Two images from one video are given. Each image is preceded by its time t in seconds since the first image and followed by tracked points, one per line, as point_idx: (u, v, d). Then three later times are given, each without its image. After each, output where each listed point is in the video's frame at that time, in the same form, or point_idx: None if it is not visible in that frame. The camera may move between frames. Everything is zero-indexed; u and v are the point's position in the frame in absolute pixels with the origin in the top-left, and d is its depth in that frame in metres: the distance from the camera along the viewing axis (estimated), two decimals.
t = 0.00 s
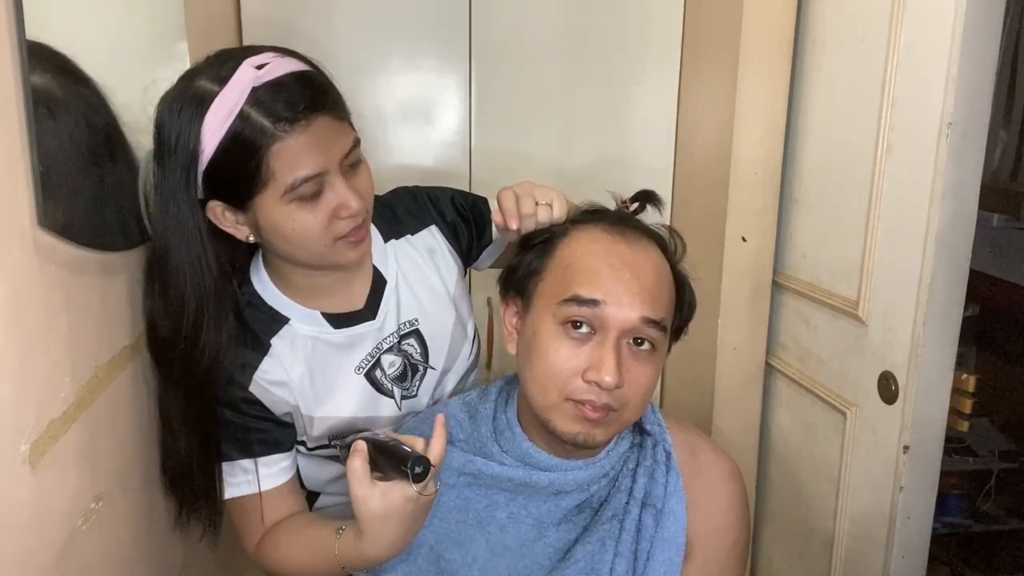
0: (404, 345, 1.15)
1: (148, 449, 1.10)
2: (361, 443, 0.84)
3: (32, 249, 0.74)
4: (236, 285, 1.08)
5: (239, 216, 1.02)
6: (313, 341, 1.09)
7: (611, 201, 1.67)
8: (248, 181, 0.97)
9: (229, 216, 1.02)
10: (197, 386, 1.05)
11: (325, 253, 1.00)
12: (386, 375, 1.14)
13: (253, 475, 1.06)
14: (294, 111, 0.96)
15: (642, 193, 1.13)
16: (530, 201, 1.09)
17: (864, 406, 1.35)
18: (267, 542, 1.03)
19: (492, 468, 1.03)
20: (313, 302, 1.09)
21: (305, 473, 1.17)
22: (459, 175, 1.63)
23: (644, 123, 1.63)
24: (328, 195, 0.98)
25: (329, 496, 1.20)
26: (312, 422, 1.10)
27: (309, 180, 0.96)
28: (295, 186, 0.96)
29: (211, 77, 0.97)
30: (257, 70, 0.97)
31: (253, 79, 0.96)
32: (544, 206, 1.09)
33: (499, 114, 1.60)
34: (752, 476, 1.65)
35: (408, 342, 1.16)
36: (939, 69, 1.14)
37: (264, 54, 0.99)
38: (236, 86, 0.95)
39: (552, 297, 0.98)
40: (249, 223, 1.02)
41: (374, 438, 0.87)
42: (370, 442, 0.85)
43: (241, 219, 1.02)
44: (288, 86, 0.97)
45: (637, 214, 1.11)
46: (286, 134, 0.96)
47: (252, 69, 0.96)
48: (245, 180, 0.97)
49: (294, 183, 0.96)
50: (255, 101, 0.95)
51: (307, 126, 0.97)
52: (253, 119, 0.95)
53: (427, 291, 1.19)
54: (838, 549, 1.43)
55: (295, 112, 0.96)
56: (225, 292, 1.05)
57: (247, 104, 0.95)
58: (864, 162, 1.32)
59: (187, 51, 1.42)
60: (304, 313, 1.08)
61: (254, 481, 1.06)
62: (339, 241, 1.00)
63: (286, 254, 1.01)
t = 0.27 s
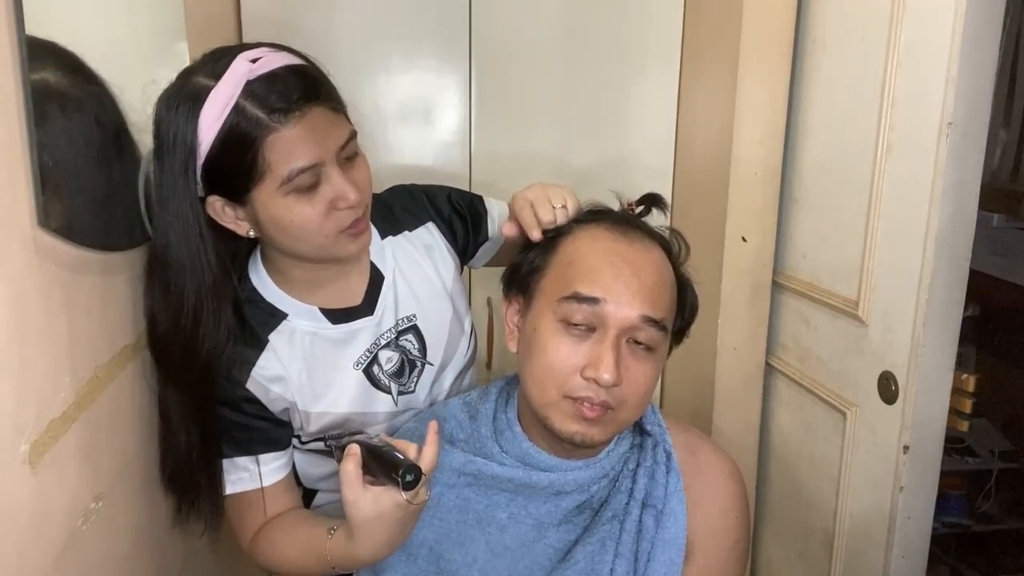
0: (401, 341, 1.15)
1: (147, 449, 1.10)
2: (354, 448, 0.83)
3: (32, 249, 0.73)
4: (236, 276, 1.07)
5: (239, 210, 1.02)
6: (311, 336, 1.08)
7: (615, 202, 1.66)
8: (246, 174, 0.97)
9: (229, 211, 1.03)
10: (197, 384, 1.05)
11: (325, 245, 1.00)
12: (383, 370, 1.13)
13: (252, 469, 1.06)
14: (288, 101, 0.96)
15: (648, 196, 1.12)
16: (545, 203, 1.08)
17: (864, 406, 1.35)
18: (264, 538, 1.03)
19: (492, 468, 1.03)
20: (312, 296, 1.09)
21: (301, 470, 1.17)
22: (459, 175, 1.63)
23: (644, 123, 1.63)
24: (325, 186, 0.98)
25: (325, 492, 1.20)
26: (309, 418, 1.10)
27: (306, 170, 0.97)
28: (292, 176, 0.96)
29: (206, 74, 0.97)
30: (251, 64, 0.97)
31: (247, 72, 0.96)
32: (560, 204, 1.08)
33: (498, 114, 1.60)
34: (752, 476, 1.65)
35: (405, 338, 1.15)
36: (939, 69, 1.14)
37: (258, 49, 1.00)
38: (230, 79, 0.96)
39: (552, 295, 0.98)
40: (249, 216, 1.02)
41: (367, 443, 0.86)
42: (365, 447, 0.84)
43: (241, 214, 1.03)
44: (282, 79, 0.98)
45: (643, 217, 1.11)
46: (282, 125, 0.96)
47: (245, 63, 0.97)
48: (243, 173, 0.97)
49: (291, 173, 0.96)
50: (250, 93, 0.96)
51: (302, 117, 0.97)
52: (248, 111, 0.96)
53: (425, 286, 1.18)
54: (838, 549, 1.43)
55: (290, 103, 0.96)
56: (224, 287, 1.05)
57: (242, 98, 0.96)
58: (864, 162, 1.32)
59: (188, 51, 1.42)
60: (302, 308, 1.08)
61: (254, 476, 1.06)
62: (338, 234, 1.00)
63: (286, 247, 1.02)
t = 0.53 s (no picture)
0: (397, 338, 1.15)
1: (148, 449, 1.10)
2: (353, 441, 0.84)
3: (32, 249, 0.74)
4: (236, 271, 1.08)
5: (239, 204, 1.01)
6: (308, 333, 1.09)
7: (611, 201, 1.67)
8: (246, 166, 0.98)
9: (229, 205, 1.02)
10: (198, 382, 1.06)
11: (324, 239, 1.00)
12: (379, 367, 1.13)
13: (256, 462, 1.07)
14: (288, 93, 0.97)
15: (645, 195, 1.12)
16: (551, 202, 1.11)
17: (864, 406, 1.35)
18: (264, 529, 1.04)
19: (490, 466, 1.03)
20: (309, 294, 1.09)
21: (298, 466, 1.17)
22: (459, 175, 1.63)
23: (644, 123, 1.63)
24: (325, 178, 0.99)
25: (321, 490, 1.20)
26: (304, 415, 1.10)
27: (306, 163, 0.97)
28: (292, 168, 0.97)
29: (207, 68, 0.97)
30: (252, 57, 0.98)
31: (248, 65, 0.96)
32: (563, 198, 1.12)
33: (498, 113, 1.60)
34: (752, 476, 1.65)
35: (402, 335, 1.15)
36: (939, 69, 1.14)
37: (258, 44, 1.00)
38: (232, 72, 0.96)
39: (549, 292, 0.98)
40: (248, 210, 1.02)
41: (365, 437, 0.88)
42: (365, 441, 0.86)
43: (241, 208, 1.02)
44: (282, 72, 0.98)
45: (640, 215, 1.10)
46: (283, 117, 0.96)
47: (247, 56, 0.97)
48: (243, 165, 0.98)
49: (291, 166, 0.96)
50: (251, 87, 0.96)
51: (303, 110, 0.98)
52: (248, 103, 0.96)
53: (422, 285, 1.19)
54: (838, 549, 1.43)
55: (290, 95, 0.97)
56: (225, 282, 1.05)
57: (243, 90, 0.96)
58: (864, 162, 1.32)
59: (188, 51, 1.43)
60: (297, 303, 1.08)
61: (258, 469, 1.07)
62: (337, 227, 1.00)
63: (284, 241, 1.02)
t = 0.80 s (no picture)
0: (400, 335, 1.15)
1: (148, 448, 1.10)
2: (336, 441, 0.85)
3: (32, 249, 0.73)
4: (241, 259, 1.10)
5: (245, 191, 1.03)
6: (311, 326, 1.09)
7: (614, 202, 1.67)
8: (255, 155, 0.99)
9: (236, 192, 1.04)
10: (202, 368, 1.08)
11: (328, 233, 1.01)
12: (381, 362, 1.13)
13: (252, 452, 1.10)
14: (300, 87, 0.99)
15: (646, 195, 1.12)
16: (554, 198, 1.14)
17: (864, 406, 1.35)
18: (257, 519, 1.07)
19: (491, 466, 1.03)
20: (313, 287, 1.09)
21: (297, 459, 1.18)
22: (459, 174, 1.63)
23: (644, 123, 1.63)
24: (332, 172, 1.00)
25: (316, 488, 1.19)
26: (304, 406, 1.10)
27: (314, 155, 0.98)
28: (301, 160, 0.98)
29: (225, 57, 1.00)
30: (268, 50, 1.00)
31: (262, 58, 0.99)
32: (566, 195, 1.15)
33: (499, 113, 1.60)
34: (752, 476, 1.65)
35: (404, 332, 1.15)
36: (939, 69, 1.14)
37: (275, 38, 1.02)
38: (246, 65, 0.98)
39: (550, 293, 0.98)
40: (255, 198, 1.03)
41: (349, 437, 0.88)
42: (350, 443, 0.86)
43: (247, 195, 1.04)
44: (295, 67, 1.00)
45: (642, 216, 1.10)
46: (296, 108, 0.98)
47: (263, 49, 0.99)
48: (253, 154, 0.99)
49: (300, 157, 0.98)
50: (264, 79, 0.98)
51: (313, 104, 0.99)
52: (261, 94, 0.98)
53: (426, 281, 1.18)
54: (838, 549, 1.43)
55: (302, 89, 0.99)
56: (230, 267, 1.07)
57: (257, 82, 0.98)
58: (864, 162, 1.32)
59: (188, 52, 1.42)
60: (300, 295, 1.09)
61: (254, 460, 1.10)
62: (341, 221, 1.01)
63: (287, 231, 1.03)
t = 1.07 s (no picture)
0: (404, 330, 1.14)
1: (148, 448, 1.10)
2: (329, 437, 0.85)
3: (32, 249, 0.73)
4: (252, 250, 1.10)
5: (252, 184, 1.03)
6: (317, 318, 1.09)
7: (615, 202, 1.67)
8: (261, 149, 0.99)
9: (243, 184, 1.04)
10: (212, 360, 1.08)
11: (331, 228, 1.01)
12: (384, 357, 1.13)
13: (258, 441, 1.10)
14: (308, 84, 0.99)
15: (649, 196, 1.13)
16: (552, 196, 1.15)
17: (864, 406, 1.35)
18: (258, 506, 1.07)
19: (491, 466, 1.03)
20: (320, 280, 1.10)
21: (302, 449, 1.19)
22: (459, 175, 1.63)
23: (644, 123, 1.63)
24: (337, 167, 1.00)
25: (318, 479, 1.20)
26: (306, 397, 1.10)
27: (318, 152, 0.98)
28: (305, 156, 0.98)
29: (236, 53, 1.00)
30: (277, 47, 1.00)
31: (272, 54, 0.99)
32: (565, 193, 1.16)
33: (499, 113, 1.60)
34: (752, 476, 1.65)
35: (409, 327, 1.14)
36: (939, 69, 1.14)
37: (286, 35, 1.03)
38: (255, 60, 0.98)
39: (550, 293, 0.98)
40: (261, 192, 1.03)
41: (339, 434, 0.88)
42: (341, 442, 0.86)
43: (254, 188, 1.04)
44: (304, 64, 1.00)
45: (643, 216, 1.11)
46: (301, 105, 0.98)
47: (272, 46, 0.99)
48: (259, 148, 0.99)
49: (304, 154, 0.98)
50: (273, 75, 0.98)
51: (320, 101, 1.00)
52: (268, 90, 0.98)
53: (431, 278, 1.18)
54: (838, 549, 1.42)
55: (309, 86, 0.99)
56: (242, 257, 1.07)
57: (265, 78, 0.98)
58: (864, 162, 1.32)
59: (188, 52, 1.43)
60: (308, 288, 1.09)
61: (261, 448, 1.10)
62: (345, 217, 1.01)
63: (292, 225, 1.03)
